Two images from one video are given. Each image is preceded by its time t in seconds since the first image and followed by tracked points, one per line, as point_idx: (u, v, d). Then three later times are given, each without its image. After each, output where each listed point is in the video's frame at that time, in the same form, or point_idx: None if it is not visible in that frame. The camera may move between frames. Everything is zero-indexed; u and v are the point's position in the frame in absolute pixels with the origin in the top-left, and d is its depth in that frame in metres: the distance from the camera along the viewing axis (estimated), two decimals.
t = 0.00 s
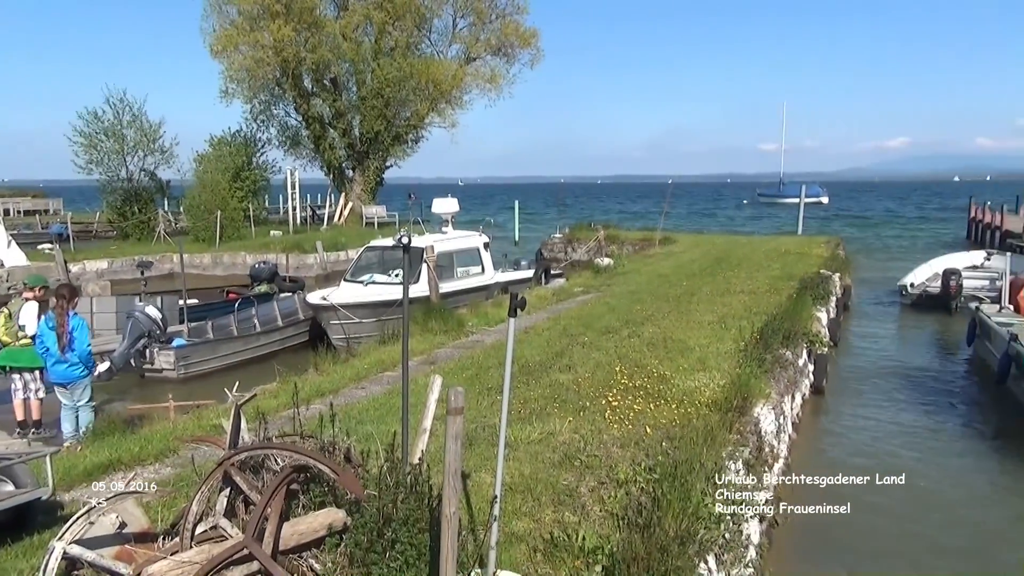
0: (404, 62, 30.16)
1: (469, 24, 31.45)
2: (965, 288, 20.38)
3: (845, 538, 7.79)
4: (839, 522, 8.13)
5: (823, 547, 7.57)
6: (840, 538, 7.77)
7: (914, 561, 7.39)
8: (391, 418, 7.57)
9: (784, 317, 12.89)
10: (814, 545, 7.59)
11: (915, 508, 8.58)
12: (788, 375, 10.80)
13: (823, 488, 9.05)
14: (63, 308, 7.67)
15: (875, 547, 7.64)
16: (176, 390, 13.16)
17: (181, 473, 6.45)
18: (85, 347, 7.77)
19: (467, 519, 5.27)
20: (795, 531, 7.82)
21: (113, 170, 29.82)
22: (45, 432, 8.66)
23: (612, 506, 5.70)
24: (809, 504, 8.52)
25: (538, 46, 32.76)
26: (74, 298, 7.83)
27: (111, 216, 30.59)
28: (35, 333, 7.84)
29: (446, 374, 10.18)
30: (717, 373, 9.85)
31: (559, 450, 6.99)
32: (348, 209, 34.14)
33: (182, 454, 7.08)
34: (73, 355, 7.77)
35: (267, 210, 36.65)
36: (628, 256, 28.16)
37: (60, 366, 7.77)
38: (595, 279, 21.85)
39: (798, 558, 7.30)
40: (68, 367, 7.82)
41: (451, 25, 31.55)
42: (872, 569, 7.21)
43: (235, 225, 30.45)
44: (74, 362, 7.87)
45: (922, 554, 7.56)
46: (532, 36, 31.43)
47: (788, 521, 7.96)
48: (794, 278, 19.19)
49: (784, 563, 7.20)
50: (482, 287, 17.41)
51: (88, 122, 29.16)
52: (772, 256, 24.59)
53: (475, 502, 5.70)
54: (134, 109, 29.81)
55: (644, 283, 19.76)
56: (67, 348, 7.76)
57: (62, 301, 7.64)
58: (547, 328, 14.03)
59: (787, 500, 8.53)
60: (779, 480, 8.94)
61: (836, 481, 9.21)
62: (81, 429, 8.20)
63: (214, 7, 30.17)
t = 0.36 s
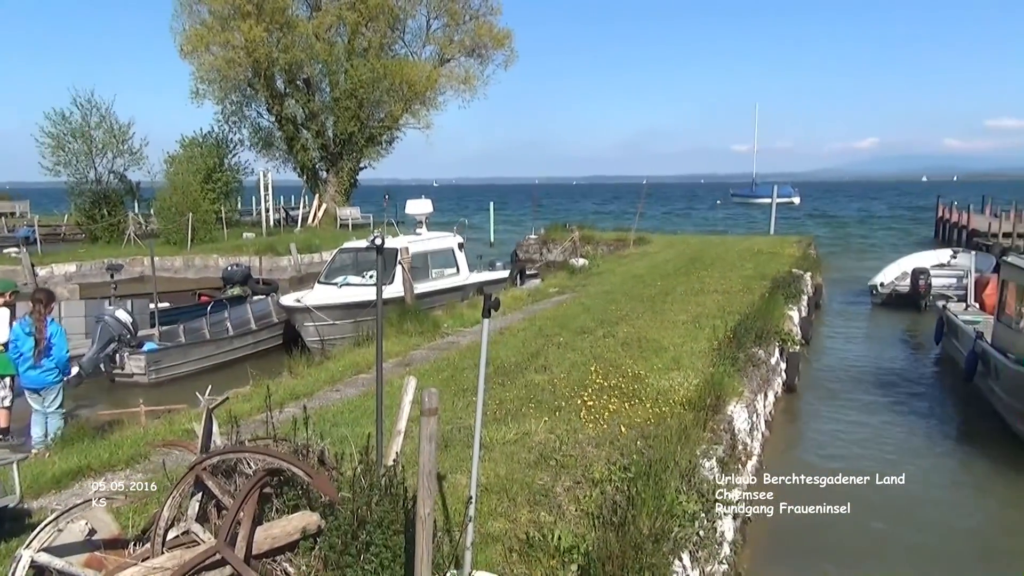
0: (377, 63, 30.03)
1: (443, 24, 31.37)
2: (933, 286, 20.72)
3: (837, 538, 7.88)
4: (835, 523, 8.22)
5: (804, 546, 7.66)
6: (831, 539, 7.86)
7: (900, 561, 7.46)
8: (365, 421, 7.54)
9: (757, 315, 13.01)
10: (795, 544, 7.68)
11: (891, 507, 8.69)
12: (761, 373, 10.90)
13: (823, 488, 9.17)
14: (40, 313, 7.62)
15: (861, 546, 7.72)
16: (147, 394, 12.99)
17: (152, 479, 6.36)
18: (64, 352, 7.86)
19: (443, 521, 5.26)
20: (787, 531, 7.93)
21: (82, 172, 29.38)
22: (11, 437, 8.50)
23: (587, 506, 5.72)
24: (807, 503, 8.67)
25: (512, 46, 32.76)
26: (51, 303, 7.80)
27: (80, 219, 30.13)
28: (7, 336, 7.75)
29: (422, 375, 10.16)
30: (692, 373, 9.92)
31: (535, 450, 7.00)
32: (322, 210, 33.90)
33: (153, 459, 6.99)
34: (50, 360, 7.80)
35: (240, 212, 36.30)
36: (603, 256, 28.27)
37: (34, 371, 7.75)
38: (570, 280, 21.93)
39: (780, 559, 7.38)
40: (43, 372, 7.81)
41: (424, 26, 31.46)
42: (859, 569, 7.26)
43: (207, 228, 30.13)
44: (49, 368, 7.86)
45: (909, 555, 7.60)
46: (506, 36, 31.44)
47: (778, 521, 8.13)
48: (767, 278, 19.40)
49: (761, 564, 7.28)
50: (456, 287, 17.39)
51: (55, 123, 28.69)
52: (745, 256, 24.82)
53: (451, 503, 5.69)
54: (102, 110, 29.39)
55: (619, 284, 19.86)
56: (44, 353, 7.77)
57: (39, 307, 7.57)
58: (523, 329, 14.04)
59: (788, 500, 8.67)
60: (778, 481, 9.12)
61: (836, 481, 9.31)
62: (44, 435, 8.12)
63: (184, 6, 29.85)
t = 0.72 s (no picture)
0: (349, 64, 29.86)
1: (414, 26, 31.28)
2: (899, 285, 21.09)
3: (831, 537, 7.95)
4: (830, 522, 8.29)
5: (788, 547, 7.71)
6: (824, 537, 7.94)
7: (889, 561, 7.50)
8: (337, 424, 7.49)
9: (727, 315, 13.13)
10: (783, 544, 7.75)
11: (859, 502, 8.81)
12: (732, 372, 11.01)
13: (824, 487, 9.24)
14: (13, 320, 7.45)
15: (851, 545, 7.78)
16: (115, 400, 12.78)
17: (120, 486, 6.26)
18: (34, 359, 7.73)
19: (416, 524, 5.25)
20: (781, 530, 8.05)
21: (46, 174, 28.90)
22: None
23: (561, 505, 5.74)
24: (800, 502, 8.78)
25: (484, 48, 32.76)
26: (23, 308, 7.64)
27: (44, 222, 29.60)
28: None
29: (394, 378, 10.11)
30: (664, 372, 9.99)
31: (508, 451, 7.01)
32: (293, 213, 33.61)
33: (121, 466, 6.88)
34: (19, 367, 7.67)
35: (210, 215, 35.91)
36: (576, 257, 28.38)
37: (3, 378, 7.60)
38: (543, 281, 21.98)
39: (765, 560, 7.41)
40: (12, 379, 7.67)
41: (396, 28, 31.36)
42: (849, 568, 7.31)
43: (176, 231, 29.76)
44: (18, 375, 7.73)
45: (899, 555, 7.61)
46: (477, 38, 31.43)
47: (775, 520, 8.28)
48: (737, 278, 19.61)
49: (735, 564, 7.33)
50: (429, 290, 17.34)
51: (19, 125, 28.20)
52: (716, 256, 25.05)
53: (423, 506, 5.66)
54: (67, 112, 28.93)
55: (592, 285, 19.94)
56: (14, 360, 7.63)
57: (12, 314, 7.39)
58: (496, 331, 14.04)
59: (789, 501, 8.78)
60: (779, 482, 9.26)
61: (836, 481, 9.37)
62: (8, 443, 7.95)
63: (151, 7, 29.49)
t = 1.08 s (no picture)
0: (322, 64, 29.65)
1: (388, 27, 31.17)
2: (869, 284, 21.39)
3: (828, 536, 7.99)
4: (826, 523, 8.33)
5: (779, 546, 7.76)
6: (820, 537, 7.99)
7: (863, 557, 7.58)
8: (311, 426, 7.43)
9: (701, 314, 13.23)
10: (780, 543, 7.81)
11: (862, 504, 8.81)
12: (706, 370, 11.09)
13: (823, 487, 9.25)
14: None
15: (845, 544, 7.82)
16: (84, 405, 12.57)
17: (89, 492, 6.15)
18: None
19: (390, 527, 5.23)
20: (780, 530, 8.10)
21: (12, 176, 28.38)
22: None
23: (536, 505, 5.74)
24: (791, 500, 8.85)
25: (458, 48, 32.71)
26: None
27: (11, 225, 29.05)
28: None
29: (369, 380, 10.06)
30: (638, 372, 10.03)
31: (484, 451, 7.00)
32: (266, 214, 33.28)
33: (90, 472, 6.76)
34: None
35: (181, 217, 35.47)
36: (551, 258, 28.42)
37: None
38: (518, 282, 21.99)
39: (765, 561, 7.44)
40: None
41: (369, 28, 31.22)
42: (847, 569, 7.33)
43: (146, 233, 29.37)
44: None
45: (896, 555, 7.63)
46: (452, 39, 31.35)
47: (774, 519, 8.38)
48: (710, 277, 19.77)
49: (711, 562, 7.39)
50: (404, 291, 17.27)
51: None
52: (690, 256, 25.23)
53: (398, 507, 5.63)
54: (33, 113, 28.46)
55: (567, 285, 19.99)
56: None
57: None
58: (471, 331, 14.03)
59: (789, 501, 8.82)
60: (778, 481, 9.30)
61: (836, 481, 9.37)
62: None
63: (120, 6, 29.09)
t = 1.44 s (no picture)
0: (293, 62, 29.42)
1: (360, 24, 31.02)
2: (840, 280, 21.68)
3: (827, 536, 7.92)
4: (824, 523, 8.26)
5: (771, 545, 7.73)
6: (818, 537, 7.93)
7: (838, 550, 7.64)
8: (285, 426, 7.37)
9: (675, 311, 13.34)
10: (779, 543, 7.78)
11: (860, 503, 8.73)
12: (680, 366, 11.18)
13: (823, 487, 9.15)
14: None
15: (834, 541, 7.81)
16: (52, 408, 12.37)
17: (59, 496, 6.06)
18: None
19: (364, 526, 5.19)
20: (778, 531, 8.05)
21: None
22: None
23: (511, 503, 5.75)
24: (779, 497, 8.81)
25: (431, 46, 32.63)
26: None
27: None
28: None
29: (343, 379, 9.99)
30: (613, 368, 10.09)
31: (459, 449, 6.99)
32: (238, 213, 32.94)
33: (58, 475, 6.67)
34: None
35: (151, 217, 35.01)
36: (526, 256, 28.47)
37: None
38: (493, 279, 22.00)
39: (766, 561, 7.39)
40: None
41: (341, 25, 31.04)
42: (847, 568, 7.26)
43: (115, 233, 28.95)
44: None
45: (895, 554, 7.54)
46: (425, 36, 31.24)
47: (774, 519, 8.34)
48: (684, 273, 19.90)
49: (687, 557, 7.42)
50: (379, 290, 17.20)
51: None
52: (663, 253, 25.40)
53: (372, 506, 5.60)
54: None
55: (542, 282, 20.03)
56: None
57: None
58: (446, 330, 14.00)
59: (790, 500, 8.76)
60: (778, 481, 9.21)
61: (837, 481, 9.26)
62: None
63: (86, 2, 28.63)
